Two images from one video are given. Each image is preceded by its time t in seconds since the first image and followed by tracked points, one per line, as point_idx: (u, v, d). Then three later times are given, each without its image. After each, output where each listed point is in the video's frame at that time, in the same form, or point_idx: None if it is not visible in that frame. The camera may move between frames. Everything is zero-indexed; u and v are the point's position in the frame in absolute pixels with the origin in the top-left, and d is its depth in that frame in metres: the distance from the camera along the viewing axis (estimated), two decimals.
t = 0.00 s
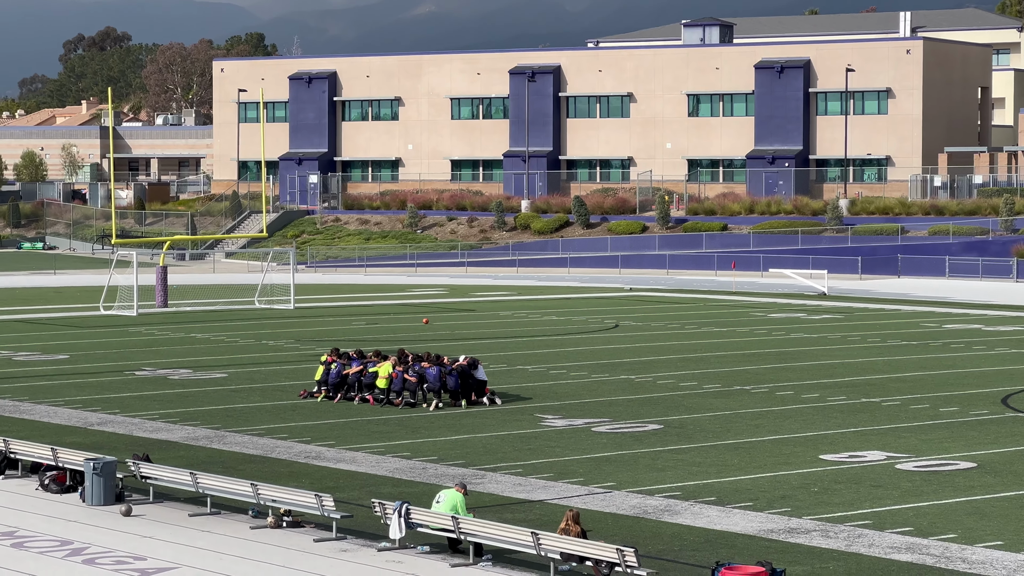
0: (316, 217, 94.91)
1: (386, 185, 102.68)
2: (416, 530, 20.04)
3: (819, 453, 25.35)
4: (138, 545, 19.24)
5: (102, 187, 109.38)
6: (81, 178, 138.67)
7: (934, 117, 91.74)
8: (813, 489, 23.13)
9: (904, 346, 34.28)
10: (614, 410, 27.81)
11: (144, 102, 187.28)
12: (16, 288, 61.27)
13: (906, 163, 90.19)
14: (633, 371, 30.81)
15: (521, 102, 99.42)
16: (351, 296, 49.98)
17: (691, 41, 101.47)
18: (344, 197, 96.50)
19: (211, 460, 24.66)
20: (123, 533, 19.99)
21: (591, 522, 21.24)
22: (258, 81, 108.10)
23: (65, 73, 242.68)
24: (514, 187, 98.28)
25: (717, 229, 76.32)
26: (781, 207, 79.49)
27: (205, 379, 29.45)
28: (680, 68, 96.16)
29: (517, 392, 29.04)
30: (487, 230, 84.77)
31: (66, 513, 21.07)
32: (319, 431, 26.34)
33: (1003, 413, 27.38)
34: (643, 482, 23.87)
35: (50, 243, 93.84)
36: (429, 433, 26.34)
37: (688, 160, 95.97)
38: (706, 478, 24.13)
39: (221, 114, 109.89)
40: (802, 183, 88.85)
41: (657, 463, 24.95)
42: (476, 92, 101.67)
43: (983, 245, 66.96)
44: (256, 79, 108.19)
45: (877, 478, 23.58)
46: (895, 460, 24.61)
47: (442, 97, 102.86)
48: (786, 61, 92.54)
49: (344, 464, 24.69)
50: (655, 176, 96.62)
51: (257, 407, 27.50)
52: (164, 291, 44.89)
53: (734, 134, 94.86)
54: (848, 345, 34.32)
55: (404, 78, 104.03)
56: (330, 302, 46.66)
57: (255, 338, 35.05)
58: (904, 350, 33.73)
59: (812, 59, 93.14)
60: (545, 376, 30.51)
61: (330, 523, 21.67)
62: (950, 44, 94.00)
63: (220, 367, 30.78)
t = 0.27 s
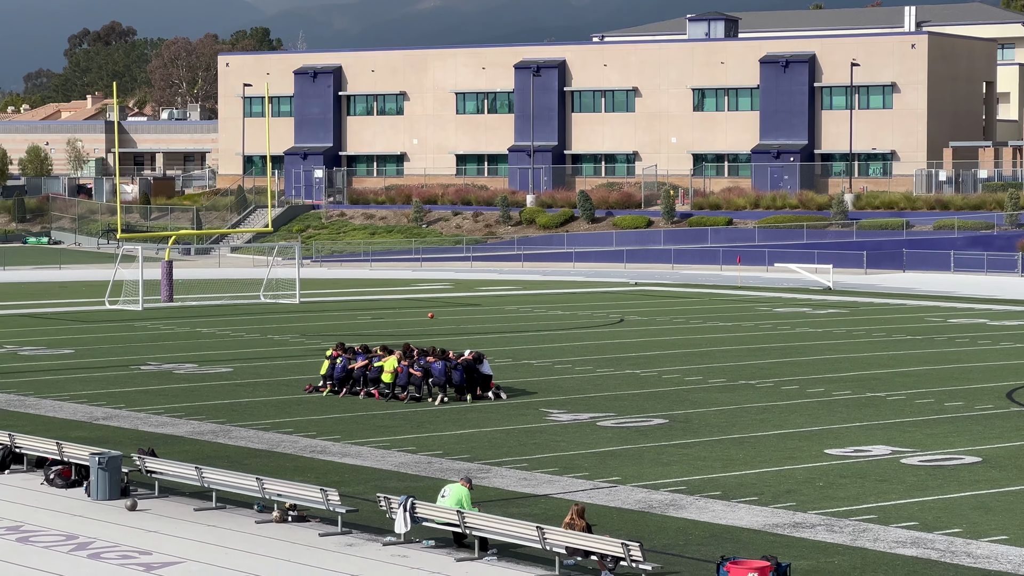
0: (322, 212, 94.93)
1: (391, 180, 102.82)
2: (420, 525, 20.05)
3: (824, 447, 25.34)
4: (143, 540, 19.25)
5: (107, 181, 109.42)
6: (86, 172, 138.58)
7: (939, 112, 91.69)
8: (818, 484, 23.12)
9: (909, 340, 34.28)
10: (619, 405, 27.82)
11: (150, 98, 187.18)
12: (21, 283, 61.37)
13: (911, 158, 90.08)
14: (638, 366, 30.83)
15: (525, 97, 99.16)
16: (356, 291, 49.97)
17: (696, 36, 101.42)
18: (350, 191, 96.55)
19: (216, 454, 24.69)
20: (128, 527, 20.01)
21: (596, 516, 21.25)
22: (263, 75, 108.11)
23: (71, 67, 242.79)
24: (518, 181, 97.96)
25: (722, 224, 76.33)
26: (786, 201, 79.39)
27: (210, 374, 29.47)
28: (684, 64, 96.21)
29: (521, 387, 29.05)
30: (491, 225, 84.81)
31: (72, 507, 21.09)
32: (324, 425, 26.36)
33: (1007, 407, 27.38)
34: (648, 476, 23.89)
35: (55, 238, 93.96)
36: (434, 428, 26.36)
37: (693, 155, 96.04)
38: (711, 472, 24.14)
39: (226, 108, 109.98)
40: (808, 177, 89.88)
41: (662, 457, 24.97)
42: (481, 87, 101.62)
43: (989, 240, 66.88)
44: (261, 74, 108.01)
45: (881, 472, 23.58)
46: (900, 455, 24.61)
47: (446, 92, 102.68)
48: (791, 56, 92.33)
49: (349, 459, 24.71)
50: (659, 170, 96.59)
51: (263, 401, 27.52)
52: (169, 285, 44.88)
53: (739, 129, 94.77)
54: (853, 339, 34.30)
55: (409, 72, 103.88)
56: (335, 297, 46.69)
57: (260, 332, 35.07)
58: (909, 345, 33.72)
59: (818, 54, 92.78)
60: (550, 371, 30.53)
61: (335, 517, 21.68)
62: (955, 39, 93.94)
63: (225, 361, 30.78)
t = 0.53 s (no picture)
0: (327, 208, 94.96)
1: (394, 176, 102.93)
2: (425, 521, 20.04)
3: (828, 444, 25.33)
4: (148, 536, 19.28)
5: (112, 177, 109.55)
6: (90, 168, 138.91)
7: (942, 108, 91.61)
8: (823, 480, 23.11)
9: (915, 336, 34.24)
10: (623, 401, 27.80)
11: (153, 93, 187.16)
12: (24, 279, 61.46)
13: (915, 153, 90.09)
14: (642, 362, 30.82)
15: (529, 93, 99.19)
16: (360, 287, 49.94)
17: (700, 32, 101.39)
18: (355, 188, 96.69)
19: (221, 450, 24.71)
20: (132, 523, 20.03)
21: (601, 512, 21.25)
22: (268, 72, 107.74)
23: (75, 64, 242.79)
24: (522, 178, 98.37)
25: (726, 220, 76.34)
26: (791, 197, 79.14)
27: (214, 370, 29.47)
28: (688, 60, 96.12)
29: (526, 382, 29.05)
30: (496, 221, 84.73)
31: (76, 504, 21.11)
32: (328, 421, 26.37)
33: (1012, 403, 27.35)
34: (653, 472, 23.89)
35: (60, 234, 93.79)
36: (438, 424, 26.36)
37: (698, 150, 96.01)
38: (716, 469, 24.13)
39: (230, 104, 110.02)
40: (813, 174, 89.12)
41: (665, 454, 24.96)
42: (485, 82, 101.53)
43: (994, 236, 67.00)
44: (265, 70, 107.88)
45: (886, 469, 23.56)
46: (904, 451, 24.60)
47: (451, 88, 102.77)
48: (795, 52, 92.22)
49: (353, 455, 24.71)
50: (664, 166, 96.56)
51: (267, 397, 27.52)
52: (173, 281, 44.85)
53: (744, 125, 94.72)
54: (858, 335, 34.26)
55: (413, 68, 103.91)
56: (339, 293, 46.73)
57: (264, 328, 35.07)
58: (914, 340, 33.68)
59: (821, 50, 92.65)
60: (555, 366, 30.52)
61: (339, 513, 21.69)
62: (957, 34, 93.74)
63: (229, 357, 30.78)
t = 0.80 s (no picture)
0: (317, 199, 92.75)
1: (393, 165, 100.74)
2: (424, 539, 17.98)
3: (861, 454, 23.22)
4: (121, 553, 17.29)
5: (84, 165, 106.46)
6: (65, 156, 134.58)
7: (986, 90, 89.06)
8: (855, 493, 21.02)
9: (951, 338, 32.07)
10: (639, 407, 25.70)
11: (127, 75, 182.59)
12: None
13: (955, 138, 87.60)
14: (659, 365, 28.71)
15: (536, 73, 97.05)
16: (351, 284, 47.67)
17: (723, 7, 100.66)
18: (347, 177, 94.26)
19: (202, 462, 22.69)
20: (106, 540, 18.03)
21: (613, 527, 19.19)
22: (252, 51, 105.78)
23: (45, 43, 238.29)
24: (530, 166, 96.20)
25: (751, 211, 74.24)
26: (819, 186, 77.13)
27: (196, 374, 27.43)
28: (711, 38, 93.90)
29: (533, 388, 26.98)
30: (501, 212, 82.78)
31: (46, 519, 19.10)
32: (319, 430, 24.33)
33: None
34: (671, 485, 21.81)
35: (28, 228, 92.09)
36: (438, 433, 24.30)
37: (719, 136, 93.75)
38: (739, 481, 22.04)
39: (214, 86, 108.02)
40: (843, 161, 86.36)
41: (685, 465, 22.88)
42: (489, 63, 99.42)
43: None
44: (251, 49, 105.87)
45: (924, 481, 21.45)
46: (943, 462, 22.49)
47: (451, 69, 100.67)
48: (825, 30, 90.18)
49: (346, 466, 22.67)
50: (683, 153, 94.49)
51: (253, 405, 25.48)
52: (151, 278, 42.64)
53: (770, 108, 92.52)
54: (890, 336, 32.09)
55: (411, 48, 101.85)
56: (330, 290, 44.53)
57: (250, 329, 32.97)
58: (951, 342, 31.51)
59: (855, 27, 90.55)
60: (564, 371, 28.42)
61: (331, 530, 19.66)
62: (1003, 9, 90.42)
63: (212, 360, 28.71)
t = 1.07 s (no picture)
0: (300, 183, 85.34)
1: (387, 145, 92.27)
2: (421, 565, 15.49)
3: (910, 470, 20.64)
4: None
5: (41, 148, 95.76)
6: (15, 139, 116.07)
7: None
8: (902, 513, 18.54)
9: (1005, 340, 29.31)
10: (661, 418, 23.09)
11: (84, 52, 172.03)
12: None
13: (1013, 116, 80.83)
14: (683, 371, 26.06)
15: (547, 45, 89.52)
16: (340, 281, 44.28)
17: None
18: (333, 160, 86.61)
19: (172, 479, 20.19)
20: (65, 567, 15.82)
21: (630, 552, 16.79)
22: (230, 21, 97.63)
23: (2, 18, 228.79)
24: (539, 147, 87.79)
25: (786, 199, 69.67)
26: (863, 169, 72.09)
27: (167, 381, 24.84)
28: (742, 7, 86.62)
29: (542, 396, 24.37)
30: (506, 202, 76.41)
31: None
32: (304, 443, 21.79)
33: None
34: (697, 505, 19.27)
35: None
36: (436, 446, 21.74)
37: (750, 115, 86.61)
38: (774, 500, 19.49)
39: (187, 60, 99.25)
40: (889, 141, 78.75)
41: (713, 482, 20.31)
42: (494, 33, 91.71)
43: None
44: (227, 19, 97.67)
45: (980, 501, 18.95)
46: (1002, 479, 19.94)
47: (451, 39, 92.82)
48: None
49: (333, 483, 20.13)
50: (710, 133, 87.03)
51: (230, 415, 22.95)
52: (116, 274, 39.56)
53: (806, 84, 85.21)
54: (934, 338, 29.42)
55: (408, 17, 94.04)
56: (317, 287, 41.44)
57: (228, 330, 30.25)
58: (1006, 344, 28.76)
59: None
60: (578, 377, 25.80)
61: (318, 553, 17.16)
62: None
63: (185, 366, 26.11)
